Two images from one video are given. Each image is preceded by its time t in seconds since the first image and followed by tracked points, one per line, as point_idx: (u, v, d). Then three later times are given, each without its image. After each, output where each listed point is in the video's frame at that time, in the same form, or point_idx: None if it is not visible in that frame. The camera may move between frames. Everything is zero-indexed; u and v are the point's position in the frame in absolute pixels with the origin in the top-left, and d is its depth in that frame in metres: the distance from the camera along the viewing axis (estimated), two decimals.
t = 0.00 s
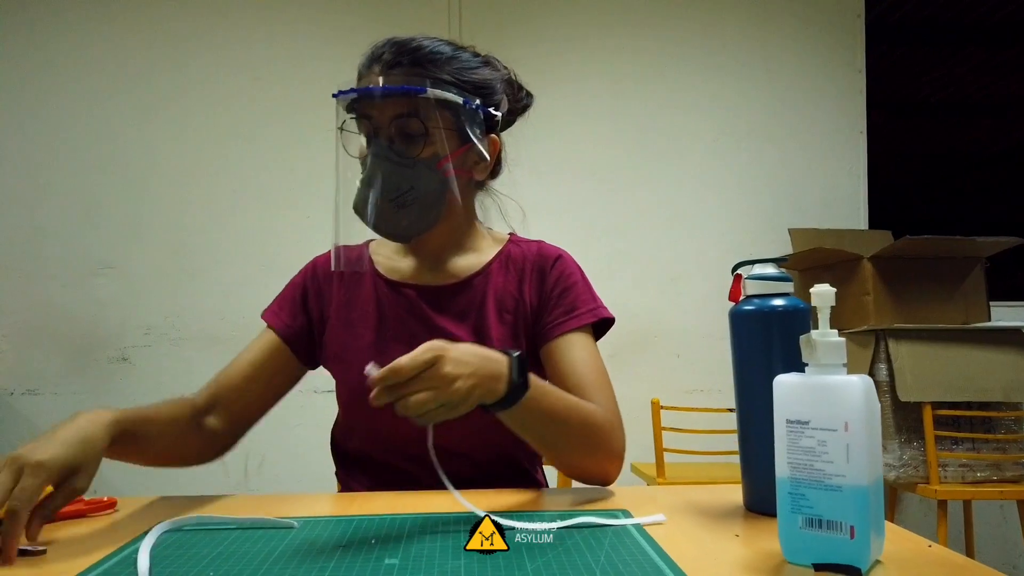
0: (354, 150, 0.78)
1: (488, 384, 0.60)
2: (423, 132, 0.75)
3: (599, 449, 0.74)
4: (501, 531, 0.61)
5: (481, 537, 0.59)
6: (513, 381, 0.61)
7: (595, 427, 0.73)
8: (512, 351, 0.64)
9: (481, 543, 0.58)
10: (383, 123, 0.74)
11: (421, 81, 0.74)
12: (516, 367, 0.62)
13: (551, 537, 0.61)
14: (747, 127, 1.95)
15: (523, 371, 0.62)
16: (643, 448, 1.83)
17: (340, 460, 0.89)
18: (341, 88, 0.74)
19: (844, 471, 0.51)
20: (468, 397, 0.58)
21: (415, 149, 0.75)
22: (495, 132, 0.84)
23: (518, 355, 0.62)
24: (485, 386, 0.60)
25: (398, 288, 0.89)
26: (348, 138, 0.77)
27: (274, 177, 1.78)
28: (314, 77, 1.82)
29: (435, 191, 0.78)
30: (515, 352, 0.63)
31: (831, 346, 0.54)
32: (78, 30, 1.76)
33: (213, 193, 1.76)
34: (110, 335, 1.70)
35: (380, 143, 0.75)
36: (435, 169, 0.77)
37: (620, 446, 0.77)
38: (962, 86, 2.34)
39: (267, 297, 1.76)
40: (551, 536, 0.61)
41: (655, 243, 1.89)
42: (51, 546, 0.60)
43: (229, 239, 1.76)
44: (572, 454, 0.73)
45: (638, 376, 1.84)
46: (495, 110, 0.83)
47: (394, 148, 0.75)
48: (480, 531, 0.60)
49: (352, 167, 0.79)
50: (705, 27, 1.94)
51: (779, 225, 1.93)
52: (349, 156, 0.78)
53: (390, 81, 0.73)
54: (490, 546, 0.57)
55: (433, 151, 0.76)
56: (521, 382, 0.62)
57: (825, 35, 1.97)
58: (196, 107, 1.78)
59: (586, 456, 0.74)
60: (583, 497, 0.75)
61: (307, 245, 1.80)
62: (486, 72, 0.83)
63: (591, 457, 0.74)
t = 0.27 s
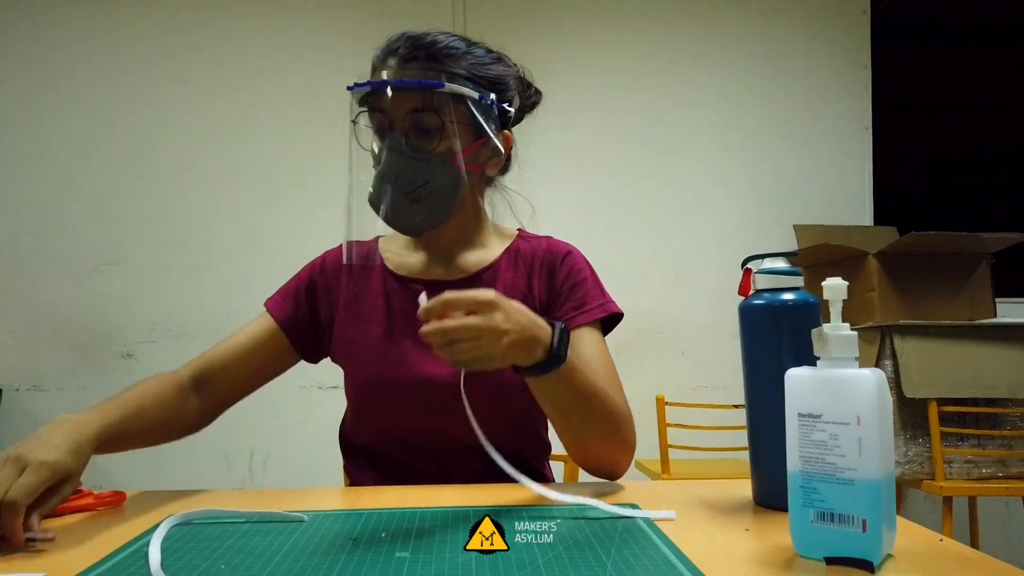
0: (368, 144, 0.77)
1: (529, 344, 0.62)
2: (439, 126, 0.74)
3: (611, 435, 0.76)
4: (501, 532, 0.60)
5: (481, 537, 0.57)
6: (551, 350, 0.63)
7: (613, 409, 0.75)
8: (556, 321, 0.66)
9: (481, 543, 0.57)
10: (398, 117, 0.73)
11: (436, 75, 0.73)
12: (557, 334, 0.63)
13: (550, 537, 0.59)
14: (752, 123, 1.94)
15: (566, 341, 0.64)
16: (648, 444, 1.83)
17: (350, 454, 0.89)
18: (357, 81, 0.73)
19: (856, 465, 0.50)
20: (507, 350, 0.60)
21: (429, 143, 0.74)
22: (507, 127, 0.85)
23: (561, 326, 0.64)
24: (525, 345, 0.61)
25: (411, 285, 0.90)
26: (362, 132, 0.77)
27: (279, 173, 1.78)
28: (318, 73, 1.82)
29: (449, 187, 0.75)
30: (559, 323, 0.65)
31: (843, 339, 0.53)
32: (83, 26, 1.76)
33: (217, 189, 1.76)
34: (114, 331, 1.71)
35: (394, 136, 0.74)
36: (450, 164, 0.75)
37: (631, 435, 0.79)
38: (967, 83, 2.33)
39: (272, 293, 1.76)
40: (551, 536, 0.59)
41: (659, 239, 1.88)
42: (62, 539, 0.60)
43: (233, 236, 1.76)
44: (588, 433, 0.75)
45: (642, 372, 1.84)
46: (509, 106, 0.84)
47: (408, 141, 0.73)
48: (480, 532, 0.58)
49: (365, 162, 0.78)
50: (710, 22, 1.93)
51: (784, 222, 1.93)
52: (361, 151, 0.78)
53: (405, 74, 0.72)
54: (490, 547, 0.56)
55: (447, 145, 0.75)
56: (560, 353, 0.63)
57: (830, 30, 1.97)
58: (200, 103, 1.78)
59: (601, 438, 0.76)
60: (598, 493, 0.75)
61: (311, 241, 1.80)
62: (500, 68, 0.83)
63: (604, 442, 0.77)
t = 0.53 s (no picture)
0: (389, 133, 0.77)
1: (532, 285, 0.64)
2: (461, 114, 0.74)
3: (611, 408, 0.76)
4: (503, 532, 0.58)
5: (481, 537, 0.55)
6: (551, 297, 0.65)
7: (618, 379, 0.75)
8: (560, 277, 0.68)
9: (481, 543, 0.55)
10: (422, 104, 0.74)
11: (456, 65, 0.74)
12: (563, 287, 0.66)
13: (552, 537, 0.57)
14: (757, 118, 1.94)
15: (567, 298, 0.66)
16: (653, 439, 1.83)
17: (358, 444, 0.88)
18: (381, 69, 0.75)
19: (866, 456, 0.50)
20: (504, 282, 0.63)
21: (448, 131, 0.73)
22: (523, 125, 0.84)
23: (567, 283, 0.66)
24: (527, 285, 0.64)
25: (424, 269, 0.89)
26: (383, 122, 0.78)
27: (283, 168, 1.78)
28: (322, 69, 1.82)
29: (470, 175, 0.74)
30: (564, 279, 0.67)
31: (853, 331, 0.53)
32: (87, 22, 1.76)
33: (222, 185, 1.76)
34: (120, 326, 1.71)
35: (415, 123, 0.74)
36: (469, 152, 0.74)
37: (632, 414, 0.79)
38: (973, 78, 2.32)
39: (278, 287, 1.76)
40: (551, 536, 0.57)
41: (663, 235, 1.88)
42: (71, 530, 0.60)
43: (238, 231, 1.76)
44: (589, 400, 0.75)
45: (647, 367, 1.84)
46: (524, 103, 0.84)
47: (431, 127, 0.73)
48: (480, 531, 0.56)
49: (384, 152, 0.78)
50: (715, 17, 1.93)
51: (789, 217, 1.93)
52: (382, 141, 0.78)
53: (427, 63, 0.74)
54: (490, 546, 0.54)
55: (466, 134, 0.74)
56: (561, 300, 0.66)
57: (835, 25, 1.96)
58: (205, 98, 1.78)
59: (601, 409, 0.76)
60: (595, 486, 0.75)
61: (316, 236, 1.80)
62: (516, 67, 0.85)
63: (603, 413, 0.76)
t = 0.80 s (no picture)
0: (409, 125, 0.76)
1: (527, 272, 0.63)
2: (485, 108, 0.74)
3: (607, 402, 0.77)
4: (503, 532, 0.56)
5: (481, 537, 0.54)
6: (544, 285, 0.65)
7: (614, 372, 0.77)
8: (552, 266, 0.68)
9: (481, 543, 0.53)
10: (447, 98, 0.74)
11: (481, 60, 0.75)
12: (555, 276, 0.66)
13: (552, 537, 0.55)
14: (761, 114, 1.93)
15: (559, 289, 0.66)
16: (657, 435, 1.83)
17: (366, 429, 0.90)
18: (408, 63, 0.75)
19: (871, 450, 0.50)
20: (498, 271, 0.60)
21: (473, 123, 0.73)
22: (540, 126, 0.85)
23: (559, 271, 0.67)
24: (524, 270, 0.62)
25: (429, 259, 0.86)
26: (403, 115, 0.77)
27: (287, 165, 1.79)
28: (326, 65, 1.82)
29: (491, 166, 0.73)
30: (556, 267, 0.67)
31: (858, 325, 0.52)
32: (90, 18, 1.77)
33: (227, 181, 1.77)
34: (125, 322, 1.72)
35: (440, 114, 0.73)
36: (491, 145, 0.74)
37: (625, 406, 0.80)
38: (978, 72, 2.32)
39: (282, 283, 1.76)
40: (551, 536, 0.55)
41: (667, 230, 1.88)
42: (79, 523, 0.61)
43: (243, 226, 1.76)
44: (584, 391, 0.75)
45: (651, 362, 1.84)
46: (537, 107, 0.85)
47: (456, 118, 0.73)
48: (480, 531, 0.55)
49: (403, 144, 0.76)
50: (720, 12, 1.92)
51: (793, 212, 1.92)
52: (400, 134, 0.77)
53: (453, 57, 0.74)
54: (489, 547, 0.52)
55: (490, 127, 0.74)
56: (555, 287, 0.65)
57: (841, 19, 1.95)
58: (209, 94, 1.78)
59: (597, 402, 0.76)
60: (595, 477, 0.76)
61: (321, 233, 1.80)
62: (531, 73, 0.87)
63: (599, 406, 0.77)
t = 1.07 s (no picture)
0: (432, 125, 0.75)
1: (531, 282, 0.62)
2: (509, 107, 0.74)
3: (606, 401, 0.77)
4: (503, 531, 0.55)
5: (481, 537, 0.53)
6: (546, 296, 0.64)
7: (613, 371, 0.77)
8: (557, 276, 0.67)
9: (481, 543, 0.52)
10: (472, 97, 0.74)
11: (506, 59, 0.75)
12: (556, 287, 0.65)
13: (552, 537, 0.54)
14: (765, 109, 1.93)
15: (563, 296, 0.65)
16: (660, 431, 1.83)
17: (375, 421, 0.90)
18: (432, 62, 0.75)
19: (877, 447, 0.50)
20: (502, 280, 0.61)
21: (500, 122, 0.73)
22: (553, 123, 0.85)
23: (562, 279, 0.66)
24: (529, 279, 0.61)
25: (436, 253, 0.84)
26: (426, 113, 0.76)
27: (291, 162, 1.79)
28: (329, 62, 1.82)
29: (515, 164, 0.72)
30: (559, 275, 0.67)
31: (864, 322, 0.52)
32: (92, 14, 1.77)
33: (231, 177, 1.77)
34: (130, 318, 1.72)
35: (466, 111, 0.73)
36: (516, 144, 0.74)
37: (623, 406, 0.81)
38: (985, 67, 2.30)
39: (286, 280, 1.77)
40: (552, 536, 0.54)
41: (671, 226, 1.87)
42: (85, 519, 0.61)
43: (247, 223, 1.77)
44: (583, 396, 0.76)
45: (655, 359, 1.84)
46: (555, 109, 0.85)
47: (481, 116, 0.73)
48: (480, 531, 0.54)
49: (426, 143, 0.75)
50: (724, 6, 1.91)
51: (797, 208, 1.92)
52: (424, 133, 0.76)
53: (479, 55, 0.74)
54: (489, 547, 0.52)
55: (516, 126, 0.74)
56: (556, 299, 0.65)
57: (846, 14, 1.94)
58: (212, 91, 1.78)
59: (597, 403, 0.77)
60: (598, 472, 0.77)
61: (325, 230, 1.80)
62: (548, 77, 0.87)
63: (599, 407, 0.78)
